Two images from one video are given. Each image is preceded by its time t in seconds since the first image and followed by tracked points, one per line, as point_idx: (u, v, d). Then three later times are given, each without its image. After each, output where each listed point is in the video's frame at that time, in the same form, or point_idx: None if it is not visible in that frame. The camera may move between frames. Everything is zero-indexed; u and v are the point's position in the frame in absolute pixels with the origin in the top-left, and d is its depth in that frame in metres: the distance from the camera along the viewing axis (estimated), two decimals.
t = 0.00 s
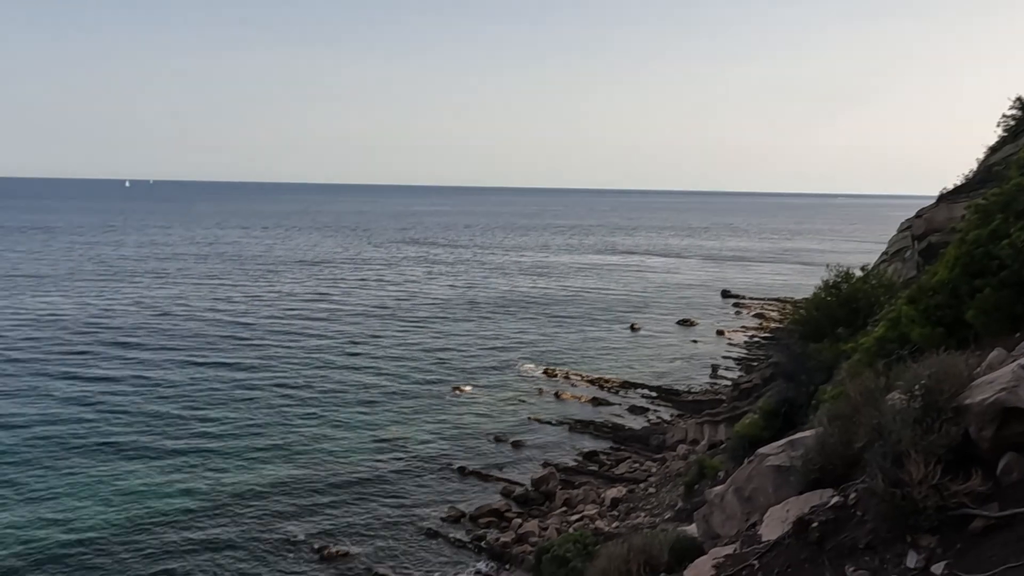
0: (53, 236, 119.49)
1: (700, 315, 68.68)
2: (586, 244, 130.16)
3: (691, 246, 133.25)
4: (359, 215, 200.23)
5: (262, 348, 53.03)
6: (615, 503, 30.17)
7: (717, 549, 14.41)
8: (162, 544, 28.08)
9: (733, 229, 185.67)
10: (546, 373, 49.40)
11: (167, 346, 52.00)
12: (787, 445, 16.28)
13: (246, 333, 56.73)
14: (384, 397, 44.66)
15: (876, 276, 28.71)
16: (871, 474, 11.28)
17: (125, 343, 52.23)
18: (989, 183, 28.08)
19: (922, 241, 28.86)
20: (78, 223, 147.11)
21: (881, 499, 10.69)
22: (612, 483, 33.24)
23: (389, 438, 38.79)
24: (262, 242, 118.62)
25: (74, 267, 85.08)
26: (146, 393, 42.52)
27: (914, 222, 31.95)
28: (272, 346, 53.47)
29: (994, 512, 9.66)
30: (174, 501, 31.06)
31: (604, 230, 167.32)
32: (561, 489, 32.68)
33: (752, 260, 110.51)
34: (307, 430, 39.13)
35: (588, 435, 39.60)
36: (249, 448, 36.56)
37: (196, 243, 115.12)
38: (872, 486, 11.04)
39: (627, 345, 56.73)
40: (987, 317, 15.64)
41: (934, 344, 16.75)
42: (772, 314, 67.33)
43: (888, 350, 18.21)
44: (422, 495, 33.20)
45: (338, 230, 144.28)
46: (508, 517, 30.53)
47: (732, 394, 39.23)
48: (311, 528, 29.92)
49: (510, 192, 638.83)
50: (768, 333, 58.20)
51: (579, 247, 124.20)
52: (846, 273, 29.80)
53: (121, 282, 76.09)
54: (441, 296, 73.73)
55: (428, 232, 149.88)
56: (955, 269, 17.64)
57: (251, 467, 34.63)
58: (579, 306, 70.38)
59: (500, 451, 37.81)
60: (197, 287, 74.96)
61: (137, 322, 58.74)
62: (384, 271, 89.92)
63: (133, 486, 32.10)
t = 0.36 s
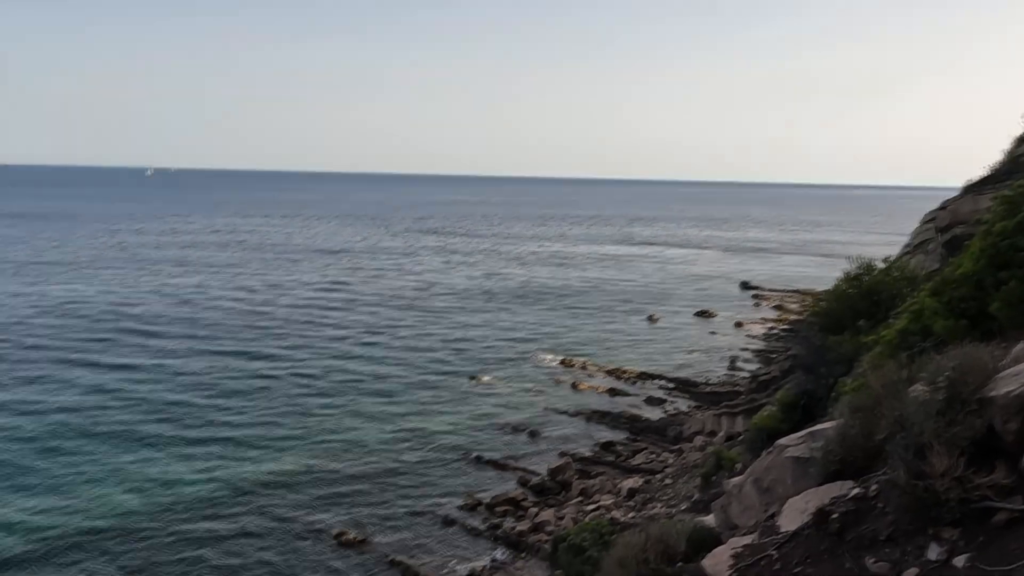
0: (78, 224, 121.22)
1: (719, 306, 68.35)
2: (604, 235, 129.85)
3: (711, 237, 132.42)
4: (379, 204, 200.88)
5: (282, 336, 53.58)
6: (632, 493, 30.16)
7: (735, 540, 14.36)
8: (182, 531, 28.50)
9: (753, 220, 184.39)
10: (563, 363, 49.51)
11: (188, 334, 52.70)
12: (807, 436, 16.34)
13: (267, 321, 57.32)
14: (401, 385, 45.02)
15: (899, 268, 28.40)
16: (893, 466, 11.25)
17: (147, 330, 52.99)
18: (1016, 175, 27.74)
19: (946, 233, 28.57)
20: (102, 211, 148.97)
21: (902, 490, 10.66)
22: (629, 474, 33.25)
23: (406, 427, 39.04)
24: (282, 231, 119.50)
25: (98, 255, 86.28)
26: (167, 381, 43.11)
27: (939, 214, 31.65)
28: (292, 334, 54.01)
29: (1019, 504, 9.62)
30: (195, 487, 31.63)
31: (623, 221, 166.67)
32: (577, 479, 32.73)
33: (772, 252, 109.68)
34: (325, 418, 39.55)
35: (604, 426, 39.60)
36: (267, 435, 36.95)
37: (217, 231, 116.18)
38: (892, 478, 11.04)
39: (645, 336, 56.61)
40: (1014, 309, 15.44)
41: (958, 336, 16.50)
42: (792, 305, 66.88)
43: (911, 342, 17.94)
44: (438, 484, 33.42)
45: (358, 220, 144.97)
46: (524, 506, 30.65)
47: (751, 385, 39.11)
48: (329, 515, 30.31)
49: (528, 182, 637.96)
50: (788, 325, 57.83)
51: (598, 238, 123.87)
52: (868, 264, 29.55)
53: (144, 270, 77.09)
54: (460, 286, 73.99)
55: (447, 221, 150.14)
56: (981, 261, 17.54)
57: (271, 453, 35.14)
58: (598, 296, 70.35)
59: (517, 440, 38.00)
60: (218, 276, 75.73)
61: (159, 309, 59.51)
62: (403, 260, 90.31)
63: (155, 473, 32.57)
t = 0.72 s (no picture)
0: (129, 198, 123.94)
1: (763, 289, 67.18)
2: (647, 215, 128.19)
3: (758, 219, 129.70)
4: (420, 182, 201.19)
5: (324, 311, 54.39)
6: (670, 475, 30.06)
7: (776, 523, 14.50)
8: (228, 500, 29.34)
9: (802, 202, 179.84)
10: (603, 343, 49.34)
11: (234, 307, 53.84)
12: (853, 422, 16.42)
13: (310, 296, 58.19)
14: (441, 362, 45.42)
15: (953, 253, 27.57)
16: (944, 455, 11.96)
17: (195, 304, 54.29)
18: None
19: (1004, 218, 27.66)
20: (152, 185, 152.32)
21: (954, 479, 11.37)
22: (667, 455, 33.10)
23: (445, 403, 39.42)
24: (325, 207, 120.64)
25: (147, 229, 88.32)
26: (213, 353, 44.24)
27: (996, 198, 30.67)
28: (334, 310, 54.76)
29: None
30: (241, 456, 32.62)
31: (667, 201, 164.31)
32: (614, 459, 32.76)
33: (820, 235, 107.01)
34: (366, 393, 40.21)
35: (643, 408, 39.46)
36: (310, 409, 37.68)
37: (262, 207, 117.75)
38: (944, 467, 11.75)
39: (686, 319, 55.99)
40: None
41: (1015, 322, 15.99)
42: (839, 290, 65.31)
43: (965, 330, 17.43)
44: (476, 460, 33.75)
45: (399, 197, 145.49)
46: (561, 484, 30.80)
47: (794, 370, 38.54)
48: (370, 487, 30.98)
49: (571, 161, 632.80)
50: (834, 310, 56.58)
51: (641, 218, 122.33)
52: (920, 249, 28.75)
53: (192, 244, 78.70)
54: (500, 264, 73.97)
55: (488, 199, 149.68)
56: None
57: (313, 426, 35.96)
58: (639, 277, 69.67)
59: (555, 419, 38.17)
60: (263, 251, 76.96)
61: (206, 283, 60.83)
62: (444, 238, 90.52)
63: (201, 443, 33.49)
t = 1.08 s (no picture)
0: (167, 179, 126.00)
1: (798, 278, 66.27)
2: (681, 201, 126.97)
3: (794, 206, 127.69)
4: (453, 165, 201.32)
5: (357, 293, 54.96)
6: (700, 462, 29.94)
7: (809, 513, 14.43)
8: (261, 479, 29.90)
9: (840, 189, 176.52)
10: (634, 330, 49.15)
11: (269, 289, 54.66)
12: (891, 413, 16.19)
13: (343, 278, 58.79)
14: (471, 345, 45.68)
15: (998, 243, 26.87)
16: (985, 447, 11.78)
17: (231, 284, 55.21)
18: None
19: None
20: (189, 167, 154.41)
21: (994, 472, 11.20)
22: (697, 443, 32.97)
23: (476, 386, 39.64)
24: (358, 189, 121.48)
25: (185, 210, 89.80)
26: (248, 334, 45.02)
27: None
28: (366, 292, 55.30)
29: None
30: (274, 435, 33.25)
31: (701, 187, 162.44)
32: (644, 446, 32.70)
33: (859, 223, 105.04)
34: (397, 375, 40.62)
35: (674, 395, 39.29)
36: (342, 391, 38.15)
37: (296, 189, 118.96)
38: (984, 460, 11.58)
39: (719, 306, 55.46)
40: None
41: None
42: (877, 279, 64.18)
43: (1008, 321, 17.06)
44: (506, 443, 33.94)
45: (432, 180, 145.92)
46: (590, 470, 30.87)
47: (829, 360, 38.03)
48: (400, 468, 31.40)
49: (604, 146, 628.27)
50: (872, 299, 55.63)
51: (675, 204, 121.18)
52: (963, 238, 28.06)
53: (228, 225, 79.92)
54: (532, 249, 73.95)
55: (520, 183, 149.39)
56: None
57: (345, 407, 36.46)
58: (672, 264, 69.16)
59: (585, 404, 38.20)
60: (298, 232, 77.89)
61: (242, 264, 61.78)
62: (476, 221, 90.66)
63: (236, 423, 34.11)
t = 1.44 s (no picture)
0: (186, 171, 126.81)
1: (817, 273, 65.71)
2: (699, 194, 126.18)
3: (813, 200, 126.52)
4: (469, 158, 201.23)
5: (374, 285, 55.16)
6: (715, 457, 29.86)
7: (828, 508, 14.43)
8: (277, 471, 30.14)
9: (860, 183, 174.63)
10: (650, 324, 49.01)
11: (286, 280, 55.01)
12: (912, 409, 16.09)
13: (359, 270, 59.02)
14: (487, 338, 45.75)
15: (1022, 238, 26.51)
16: (1010, 444, 11.71)
17: (249, 276, 55.62)
18: None
19: None
20: (207, 158, 155.37)
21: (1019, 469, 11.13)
22: (712, 438, 32.87)
23: (491, 379, 39.67)
24: (375, 182, 121.76)
25: (204, 201, 90.47)
26: (265, 325, 45.36)
27: None
28: (383, 284, 55.51)
29: None
30: (291, 426, 33.55)
31: (719, 181, 161.35)
32: (660, 440, 32.62)
33: (879, 218, 103.92)
34: (414, 366, 40.77)
35: (690, 389, 39.15)
36: (358, 382, 38.36)
37: (313, 181, 119.44)
38: (1009, 457, 11.51)
39: (737, 301, 55.09)
40: None
41: None
42: (897, 275, 63.52)
43: None
44: (521, 436, 33.97)
45: (448, 173, 145.94)
46: (605, 463, 30.89)
47: (847, 355, 37.73)
48: (413, 459, 31.61)
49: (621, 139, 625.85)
50: (891, 295, 55.07)
51: (692, 198, 120.52)
52: (986, 234, 27.71)
53: (246, 217, 80.42)
54: (548, 242, 73.86)
55: (536, 177, 148.99)
56: None
57: (361, 398, 36.68)
58: (689, 258, 68.83)
59: (601, 397, 38.18)
60: (315, 225, 78.25)
61: (259, 256, 62.19)
62: (492, 214, 90.61)
63: (252, 414, 34.35)
